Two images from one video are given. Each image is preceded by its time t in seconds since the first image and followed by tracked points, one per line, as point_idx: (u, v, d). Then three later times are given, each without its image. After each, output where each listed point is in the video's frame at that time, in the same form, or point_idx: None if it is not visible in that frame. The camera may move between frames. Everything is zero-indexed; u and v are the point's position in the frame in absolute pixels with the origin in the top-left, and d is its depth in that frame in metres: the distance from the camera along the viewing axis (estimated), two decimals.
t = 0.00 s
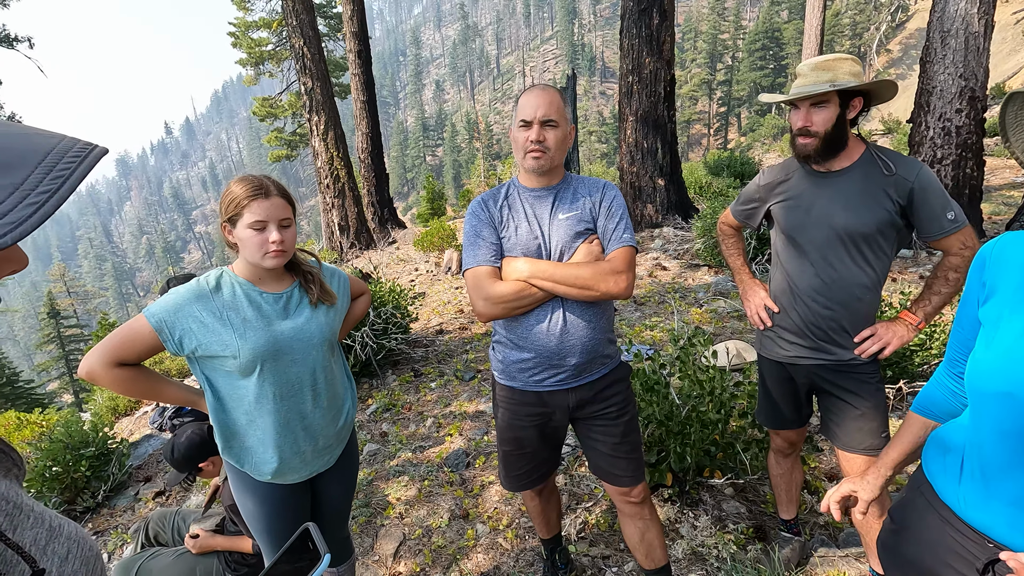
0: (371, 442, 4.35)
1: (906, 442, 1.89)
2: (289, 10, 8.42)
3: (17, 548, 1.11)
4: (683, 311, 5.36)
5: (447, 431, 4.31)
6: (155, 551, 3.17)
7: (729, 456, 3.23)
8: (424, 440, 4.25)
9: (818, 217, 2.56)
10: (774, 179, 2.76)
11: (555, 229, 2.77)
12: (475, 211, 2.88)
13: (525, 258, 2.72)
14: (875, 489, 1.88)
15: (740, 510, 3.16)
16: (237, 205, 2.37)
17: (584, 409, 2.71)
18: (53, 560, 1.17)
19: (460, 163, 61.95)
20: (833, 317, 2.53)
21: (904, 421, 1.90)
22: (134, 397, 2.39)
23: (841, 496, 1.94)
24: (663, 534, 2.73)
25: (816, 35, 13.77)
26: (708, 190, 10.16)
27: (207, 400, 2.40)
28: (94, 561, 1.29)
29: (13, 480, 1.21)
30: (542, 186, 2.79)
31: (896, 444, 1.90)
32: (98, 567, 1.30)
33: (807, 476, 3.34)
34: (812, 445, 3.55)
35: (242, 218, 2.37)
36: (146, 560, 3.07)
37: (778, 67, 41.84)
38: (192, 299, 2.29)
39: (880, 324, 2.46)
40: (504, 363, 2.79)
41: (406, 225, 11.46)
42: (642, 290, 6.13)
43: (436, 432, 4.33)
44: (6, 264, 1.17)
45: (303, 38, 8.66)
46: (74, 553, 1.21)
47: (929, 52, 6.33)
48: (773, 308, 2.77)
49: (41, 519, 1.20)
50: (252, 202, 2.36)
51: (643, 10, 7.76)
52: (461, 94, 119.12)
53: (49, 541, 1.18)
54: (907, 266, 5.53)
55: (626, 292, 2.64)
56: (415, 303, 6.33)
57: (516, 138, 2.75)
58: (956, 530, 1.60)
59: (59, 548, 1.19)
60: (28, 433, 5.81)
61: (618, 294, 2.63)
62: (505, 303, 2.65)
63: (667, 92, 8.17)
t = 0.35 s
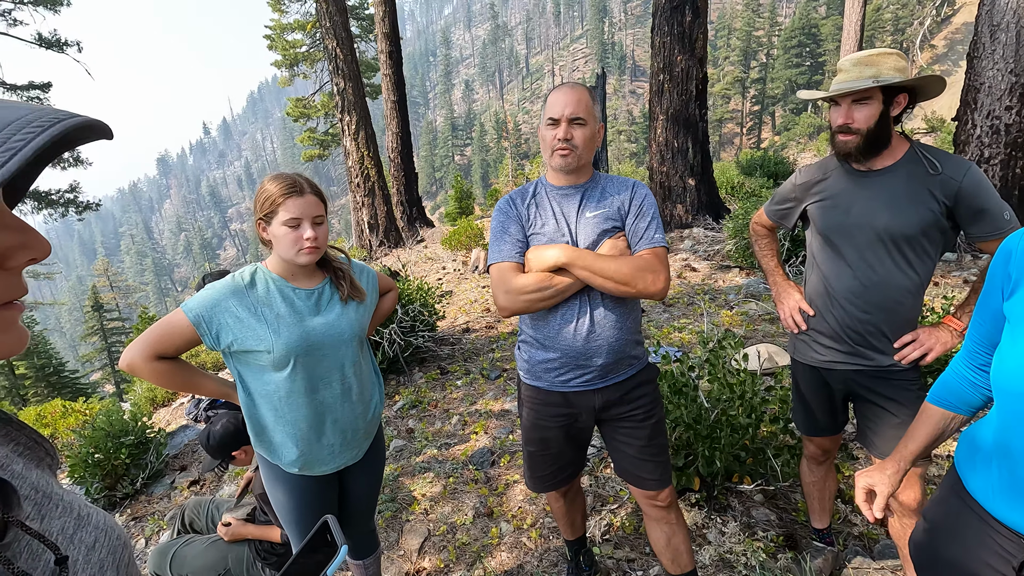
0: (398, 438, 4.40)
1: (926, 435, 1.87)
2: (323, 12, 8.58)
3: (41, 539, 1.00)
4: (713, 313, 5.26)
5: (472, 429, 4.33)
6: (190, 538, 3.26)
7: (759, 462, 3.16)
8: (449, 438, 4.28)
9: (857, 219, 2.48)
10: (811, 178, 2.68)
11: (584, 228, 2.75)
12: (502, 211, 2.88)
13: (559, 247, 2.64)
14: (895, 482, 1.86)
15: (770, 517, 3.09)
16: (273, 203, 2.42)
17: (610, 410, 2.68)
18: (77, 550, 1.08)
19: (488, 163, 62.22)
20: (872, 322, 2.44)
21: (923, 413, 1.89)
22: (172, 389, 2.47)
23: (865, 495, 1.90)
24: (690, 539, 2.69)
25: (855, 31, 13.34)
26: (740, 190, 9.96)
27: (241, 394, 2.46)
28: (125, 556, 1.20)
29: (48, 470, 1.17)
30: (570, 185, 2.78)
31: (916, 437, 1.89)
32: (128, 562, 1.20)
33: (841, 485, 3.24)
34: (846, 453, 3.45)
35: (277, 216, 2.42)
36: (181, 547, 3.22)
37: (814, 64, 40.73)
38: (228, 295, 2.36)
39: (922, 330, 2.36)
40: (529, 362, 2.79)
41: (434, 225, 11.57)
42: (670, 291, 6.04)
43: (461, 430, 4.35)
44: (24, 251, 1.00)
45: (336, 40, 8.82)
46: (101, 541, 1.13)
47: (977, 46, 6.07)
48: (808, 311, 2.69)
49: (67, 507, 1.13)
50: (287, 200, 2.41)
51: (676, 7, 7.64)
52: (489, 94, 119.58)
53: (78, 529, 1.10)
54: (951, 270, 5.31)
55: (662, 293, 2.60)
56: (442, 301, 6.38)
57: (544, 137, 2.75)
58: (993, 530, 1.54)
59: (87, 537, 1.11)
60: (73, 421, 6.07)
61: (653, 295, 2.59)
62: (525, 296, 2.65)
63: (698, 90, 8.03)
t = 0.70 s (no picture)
0: (421, 434, 4.44)
1: (990, 445, 1.83)
2: (354, 12, 8.70)
3: (56, 537, 0.99)
4: (741, 316, 5.16)
5: (495, 427, 4.34)
6: (219, 526, 3.36)
7: (788, 469, 3.09)
8: (473, 435, 4.30)
9: (897, 222, 2.40)
10: (849, 178, 2.60)
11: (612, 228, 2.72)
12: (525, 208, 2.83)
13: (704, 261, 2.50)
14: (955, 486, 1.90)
15: (798, 526, 3.01)
16: (305, 201, 2.46)
17: (635, 413, 2.66)
18: (91, 547, 1.04)
19: (513, 162, 62.28)
20: (910, 328, 2.37)
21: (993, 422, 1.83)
22: (204, 382, 2.54)
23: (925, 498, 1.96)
24: (715, 545, 2.66)
25: (896, 27, 12.90)
26: (771, 191, 9.74)
27: (271, 389, 2.52)
28: (139, 551, 1.17)
29: (64, 466, 1.13)
30: (599, 183, 2.76)
31: (982, 446, 1.84)
32: (142, 559, 1.17)
33: (873, 495, 3.14)
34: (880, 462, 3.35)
35: (309, 213, 2.46)
36: (210, 534, 3.30)
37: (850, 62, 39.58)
38: (260, 292, 2.41)
39: (964, 337, 2.28)
40: (553, 363, 2.78)
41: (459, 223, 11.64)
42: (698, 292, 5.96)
43: (484, 428, 4.37)
44: (42, 246, 1.00)
45: (366, 39, 8.92)
46: (116, 537, 1.09)
47: None
48: (842, 315, 2.62)
49: (84, 503, 1.09)
50: (319, 198, 2.45)
51: (708, 4, 7.50)
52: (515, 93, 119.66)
53: (92, 525, 1.06)
54: (995, 276, 5.09)
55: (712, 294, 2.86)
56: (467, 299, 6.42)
57: (573, 136, 2.72)
58: None
59: (101, 533, 1.07)
60: (111, 408, 6.29)
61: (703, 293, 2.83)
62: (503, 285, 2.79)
63: (730, 89, 7.88)
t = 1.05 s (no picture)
0: (446, 430, 4.47)
1: None
2: (385, 12, 8.80)
3: (81, 525, 0.97)
4: (772, 319, 5.05)
5: (519, 426, 4.34)
6: (249, 515, 3.45)
7: (820, 476, 3.01)
8: (497, 433, 4.31)
9: (941, 224, 2.31)
10: (890, 179, 2.51)
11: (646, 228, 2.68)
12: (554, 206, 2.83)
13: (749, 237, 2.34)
14: None
15: (830, 535, 2.93)
16: (334, 198, 2.50)
17: (662, 416, 2.62)
18: (115, 534, 1.04)
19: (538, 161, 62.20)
20: (955, 335, 2.28)
21: None
22: (233, 378, 2.61)
23: None
24: (742, 552, 2.61)
25: (940, 22, 12.42)
26: (805, 192, 9.50)
27: (299, 386, 2.56)
28: (161, 541, 1.15)
29: (88, 454, 1.18)
30: (632, 183, 2.73)
31: None
32: (166, 547, 1.16)
33: (910, 506, 3.04)
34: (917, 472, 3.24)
35: (339, 210, 2.50)
36: (241, 522, 3.37)
37: (889, 59, 38.31)
38: (289, 289, 2.45)
39: (1012, 346, 2.18)
40: (579, 364, 2.76)
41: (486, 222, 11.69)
42: (727, 294, 5.85)
43: (508, 426, 4.38)
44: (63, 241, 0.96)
45: (397, 39, 9.02)
46: (138, 526, 1.09)
47: None
48: (881, 320, 2.54)
49: (109, 492, 1.10)
50: (347, 195, 2.49)
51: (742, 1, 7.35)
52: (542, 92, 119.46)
53: (116, 513, 1.06)
54: None
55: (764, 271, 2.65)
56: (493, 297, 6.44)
57: (607, 135, 2.71)
58: None
59: (124, 521, 1.07)
60: (148, 397, 6.52)
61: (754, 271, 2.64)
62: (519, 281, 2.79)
63: (764, 87, 7.71)
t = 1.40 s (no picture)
0: (472, 427, 4.49)
1: None
2: (417, 12, 8.89)
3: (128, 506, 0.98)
4: (807, 322, 4.93)
5: (546, 424, 4.33)
6: (281, 504, 3.52)
7: (857, 485, 2.92)
8: (523, 431, 4.31)
9: (994, 225, 2.22)
10: (939, 177, 2.43)
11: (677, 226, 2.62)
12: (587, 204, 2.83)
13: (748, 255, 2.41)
14: None
15: (866, 546, 2.85)
16: (363, 195, 2.55)
17: (692, 419, 2.58)
18: (161, 517, 1.06)
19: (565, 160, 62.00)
20: (1006, 342, 2.18)
21: None
22: (259, 377, 2.64)
23: None
24: (775, 560, 2.55)
25: (990, 16, 11.91)
26: (843, 192, 9.23)
27: (326, 385, 2.58)
28: (203, 524, 1.18)
29: (135, 435, 1.22)
30: (666, 179, 2.71)
31: None
32: (207, 532, 1.18)
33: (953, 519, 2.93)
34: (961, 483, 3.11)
35: (369, 207, 2.54)
36: (273, 511, 3.45)
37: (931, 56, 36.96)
38: (316, 288, 2.48)
39: None
40: (608, 363, 2.75)
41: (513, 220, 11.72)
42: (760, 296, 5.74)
43: (534, 424, 4.37)
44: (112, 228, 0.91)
45: (428, 38, 9.10)
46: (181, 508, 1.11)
47: None
48: (927, 324, 2.45)
49: (155, 474, 1.13)
50: (377, 192, 2.55)
51: None
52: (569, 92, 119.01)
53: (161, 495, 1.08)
54: None
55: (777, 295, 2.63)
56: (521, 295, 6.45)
57: (639, 132, 2.70)
58: None
59: (169, 503, 1.10)
60: (186, 387, 6.73)
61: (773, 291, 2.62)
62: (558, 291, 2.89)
63: (801, 84, 7.51)
